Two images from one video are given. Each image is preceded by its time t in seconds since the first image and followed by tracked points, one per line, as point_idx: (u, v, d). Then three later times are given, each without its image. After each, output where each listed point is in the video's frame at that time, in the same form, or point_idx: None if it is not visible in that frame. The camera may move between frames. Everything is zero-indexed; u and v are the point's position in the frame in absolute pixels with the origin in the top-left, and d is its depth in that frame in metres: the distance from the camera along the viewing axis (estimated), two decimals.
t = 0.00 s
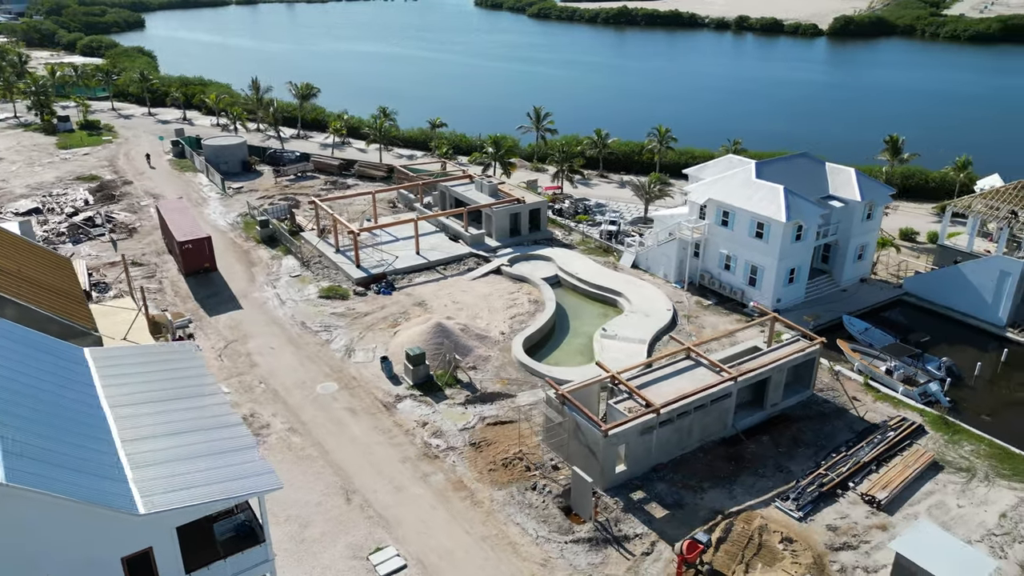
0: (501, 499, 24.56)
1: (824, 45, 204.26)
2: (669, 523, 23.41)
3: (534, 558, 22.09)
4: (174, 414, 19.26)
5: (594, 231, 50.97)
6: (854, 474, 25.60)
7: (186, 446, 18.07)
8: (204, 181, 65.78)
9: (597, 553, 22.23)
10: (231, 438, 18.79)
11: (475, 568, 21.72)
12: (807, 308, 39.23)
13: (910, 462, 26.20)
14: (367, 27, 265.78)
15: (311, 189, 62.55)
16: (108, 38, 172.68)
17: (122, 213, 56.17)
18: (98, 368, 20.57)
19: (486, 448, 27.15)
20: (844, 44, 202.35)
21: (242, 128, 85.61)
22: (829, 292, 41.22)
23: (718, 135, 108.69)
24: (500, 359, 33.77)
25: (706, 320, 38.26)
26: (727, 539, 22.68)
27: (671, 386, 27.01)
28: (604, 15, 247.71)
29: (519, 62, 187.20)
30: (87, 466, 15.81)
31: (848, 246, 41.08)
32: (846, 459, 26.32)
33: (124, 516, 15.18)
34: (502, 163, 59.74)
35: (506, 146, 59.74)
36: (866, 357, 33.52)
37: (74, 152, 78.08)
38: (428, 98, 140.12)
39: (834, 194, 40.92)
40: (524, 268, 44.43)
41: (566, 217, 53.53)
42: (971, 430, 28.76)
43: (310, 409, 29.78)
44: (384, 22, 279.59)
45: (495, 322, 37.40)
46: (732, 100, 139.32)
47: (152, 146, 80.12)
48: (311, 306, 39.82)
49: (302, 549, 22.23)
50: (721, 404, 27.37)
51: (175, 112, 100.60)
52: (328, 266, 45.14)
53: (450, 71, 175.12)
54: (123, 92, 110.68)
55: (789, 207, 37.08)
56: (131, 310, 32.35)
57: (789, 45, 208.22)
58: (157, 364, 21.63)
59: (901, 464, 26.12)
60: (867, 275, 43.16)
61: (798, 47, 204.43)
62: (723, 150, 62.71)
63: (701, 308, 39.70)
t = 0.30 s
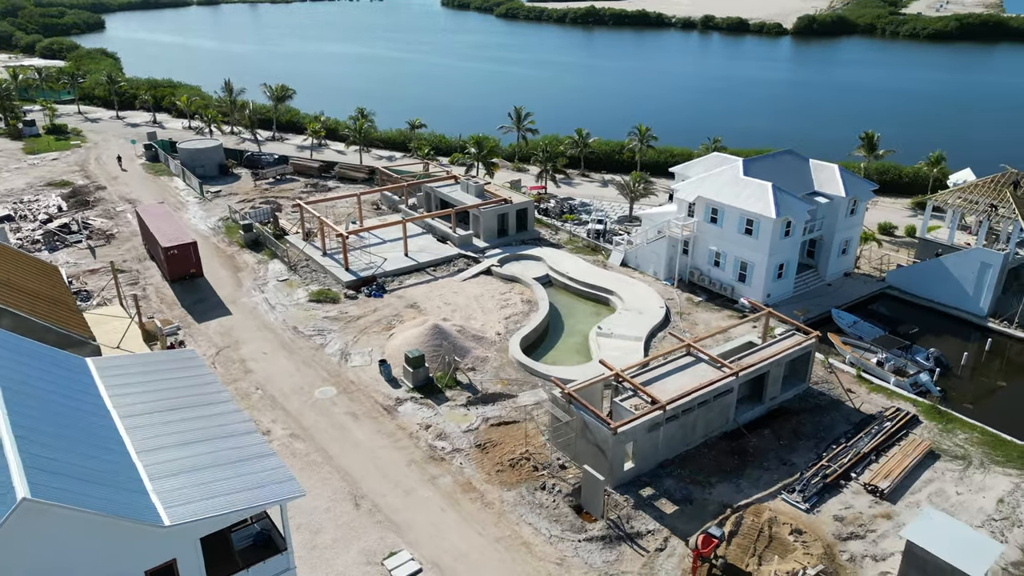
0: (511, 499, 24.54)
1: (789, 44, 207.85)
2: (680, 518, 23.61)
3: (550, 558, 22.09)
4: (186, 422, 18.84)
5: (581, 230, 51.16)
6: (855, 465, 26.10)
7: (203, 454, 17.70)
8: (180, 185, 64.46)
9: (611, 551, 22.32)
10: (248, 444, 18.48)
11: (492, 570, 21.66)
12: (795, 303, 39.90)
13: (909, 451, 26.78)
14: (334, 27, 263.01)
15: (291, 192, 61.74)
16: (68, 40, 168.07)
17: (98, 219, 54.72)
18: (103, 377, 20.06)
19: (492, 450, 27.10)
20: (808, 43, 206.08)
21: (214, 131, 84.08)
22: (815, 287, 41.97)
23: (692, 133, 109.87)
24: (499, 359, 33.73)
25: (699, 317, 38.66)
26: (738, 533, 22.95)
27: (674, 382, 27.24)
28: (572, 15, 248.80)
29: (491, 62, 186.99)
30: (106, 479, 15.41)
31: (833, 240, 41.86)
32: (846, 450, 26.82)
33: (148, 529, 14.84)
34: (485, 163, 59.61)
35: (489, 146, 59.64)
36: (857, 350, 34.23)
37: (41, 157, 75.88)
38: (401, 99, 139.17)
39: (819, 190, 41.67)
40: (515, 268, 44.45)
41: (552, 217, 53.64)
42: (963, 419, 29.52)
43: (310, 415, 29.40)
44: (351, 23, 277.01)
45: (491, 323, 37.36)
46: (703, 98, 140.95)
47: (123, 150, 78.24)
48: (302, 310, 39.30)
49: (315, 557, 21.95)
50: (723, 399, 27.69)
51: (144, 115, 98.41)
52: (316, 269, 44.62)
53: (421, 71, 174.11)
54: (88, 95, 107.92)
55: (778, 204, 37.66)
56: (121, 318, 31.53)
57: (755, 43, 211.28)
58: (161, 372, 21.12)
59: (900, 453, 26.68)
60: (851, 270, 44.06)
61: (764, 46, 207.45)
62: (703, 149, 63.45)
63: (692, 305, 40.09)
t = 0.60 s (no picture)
0: (521, 500, 24.53)
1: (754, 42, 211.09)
2: (689, 513, 23.84)
3: (564, 557, 22.12)
4: (200, 431, 18.52)
5: (567, 229, 51.34)
6: (855, 455, 26.62)
7: (222, 463, 17.41)
8: (156, 190, 63.08)
9: (625, 548, 22.44)
10: (265, 452, 18.23)
11: (507, 571, 21.61)
12: (784, 298, 40.59)
13: (906, 441, 27.40)
14: (300, 28, 259.88)
15: (271, 195, 60.89)
16: (26, 42, 163.02)
17: (74, 225, 53.20)
18: (108, 387, 19.62)
19: (498, 451, 27.08)
20: (773, 42, 209.60)
21: (186, 134, 82.41)
22: (802, 281, 42.74)
23: (667, 132, 110.93)
24: (497, 360, 33.72)
25: (690, 314, 39.07)
26: (748, 526, 23.25)
27: (677, 379, 27.50)
28: (540, 15, 249.37)
29: (461, 62, 186.43)
30: (128, 490, 15.13)
31: (818, 236, 42.67)
32: (845, 441, 27.33)
33: (175, 539, 14.60)
34: (468, 164, 59.50)
35: (472, 147, 59.53)
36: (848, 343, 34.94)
37: (7, 163, 73.56)
38: (373, 99, 137.89)
39: (804, 186, 42.46)
40: (505, 269, 44.48)
41: (538, 217, 53.73)
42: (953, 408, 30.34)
43: (311, 420, 29.05)
44: (317, 24, 273.74)
45: (485, 323, 37.32)
46: (674, 96, 142.39)
47: (92, 154, 76.23)
48: (292, 314, 38.79)
49: (328, 564, 21.69)
50: (725, 394, 28.02)
51: (111, 118, 96.01)
52: (303, 273, 44.08)
53: (392, 72, 172.70)
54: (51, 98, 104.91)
55: (767, 200, 38.30)
56: (111, 327, 30.73)
57: (721, 42, 214.17)
58: (169, 382, 20.73)
59: (898, 443, 27.28)
60: (834, 264, 44.95)
61: (730, 45, 210.31)
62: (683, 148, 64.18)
63: (683, 302, 40.54)
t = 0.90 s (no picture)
0: (531, 500, 24.56)
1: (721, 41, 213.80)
2: (698, 508, 24.09)
3: (578, 555, 22.20)
4: (216, 440, 18.22)
5: (554, 228, 51.46)
6: (854, 446, 27.16)
7: (242, 472, 17.12)
8: (131, 195, 61.64)
9: (637, 544, 22.59)
10: (283, 459, 17.96)
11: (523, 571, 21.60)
12: (771, 293, 41.21)
13: (901, 430, 28.03)
14: (267, 28, 256.43)
15: (251, 199, 59.95)
16: None
17: (48, 231, 51.69)
18: (115, 399, 19.21)
19: (503, 451, 27.06)
20: (739, 41, 212.54)
21: (157, 137, 80.66)
22: (788, 276, 43.44)
23: (642, 130, 111.88)
24: (494, 360, 33.70)
25: (682, 310, 39.47)
26: (756, 518, 23.56)
27: (680, 375, 27.77)
28: (508, 15, 249.51)
29: (432, 62, 185.57)
30: (152, 502, 14.86)
31: (803, 231, 43.42)
32: (843, 432, 27.87)
33: (203, 550, 14.35)
34: (451, 164, 59.28)
35: (455, 147, 59.32)
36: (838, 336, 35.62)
37: None
38: (345, 100, 136.49)
39: (788, 182, 43.17)
40: (495, 269, 44.46)
41: (524, 217, 53.76)
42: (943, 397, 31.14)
43: (312, 426, 28.71)
44: (282, 24, 270.06)
45: (480, 324, 37.27)
46: (646, 95, 143.67)
47: (61, 159, 74.16)
48: (283, 318, 38.28)
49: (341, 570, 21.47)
50: (725, 389, 28.35)
51: (76, 121, 93.53)
52: (291, 277, 43.51)
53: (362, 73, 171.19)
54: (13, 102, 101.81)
55: (755, 197, 38.88)
56: (102, 336, 29.96)
57: (689, 41, 216.50)
58: (179, 392, 20.39)
59: (894, 433, 27.90)
60: (818, 259, 45.77)
61: (697, 43, 212.66)
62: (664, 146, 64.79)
63: (674, 299, 40.92)
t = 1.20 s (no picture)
0: (541, 499, 24.59)
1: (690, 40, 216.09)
2: (707, 502, 24.34)
3: (593, 553, 22.28)
4: (234, 448, 17.93)
5: (541, 228, 51.57)
6: (853, 437, 27.70)
7: (263, 480, 16.87)
8: (106, 200, 60.24)
9: (650, 540, 22.74)
10: (304, 466, 17.74)
11: (539, 571, 21.63)
12: (760, 289, 41.80)
13: (898, 420, 28.65)
14: (233, 29, 252.90)
15: (232, 202, 59.04)
16: None
17: (23, 239, 50.29)
18: (126, 407, 18.81)
19: (510, 451, 27.06)
20: (707, 39, 215.01)
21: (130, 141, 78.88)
22: (775, 272, 44.13)
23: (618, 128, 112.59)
24: (494, 361, 33.70)
25: (675, 307, 39.84)
26: (765, 511, 23.89)
27: (682, 371, 28.03)
28: (478, 15, 249.24)
29: (404, 62, 184.47)
30: (180, 512, 14.60)
31: (789, 227, 44.10)
32: (842, 424, 28.40)
33: (234, 559, 14.15)
34: (435, 165, 59.02)
35: (438, 148, 59.08)
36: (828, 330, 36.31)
37: None
38: (318, 101, 134.95)
39: (774, 179, 43.80)
40: (487, 269, 44.43)
41: (511, 216, 53.76)
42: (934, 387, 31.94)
43: (314, 432, 28.39)
44: (248, 25, 266.11)
45: (476, 325, 37.23)
46: (620, 94, 144.55)
47: (29, 164, 72.13)
48: (276, 323, 37.78)
49: None
50: (726, 384, 28.69)
51: (43, 125, 91.06)
52: (280, 281, 42.96)
53: (333, 74, 169.54)
54: None
55: (743, 194, 39.41)
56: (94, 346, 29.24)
57: (658, 40, 218.60)
58: (189, 400, 20.02)
59: (891, 423, 28.51)
60: (803, 254, 46.56)
61: (666, 42, 214.54)
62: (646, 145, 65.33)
63: (666, 296, 41.29)
